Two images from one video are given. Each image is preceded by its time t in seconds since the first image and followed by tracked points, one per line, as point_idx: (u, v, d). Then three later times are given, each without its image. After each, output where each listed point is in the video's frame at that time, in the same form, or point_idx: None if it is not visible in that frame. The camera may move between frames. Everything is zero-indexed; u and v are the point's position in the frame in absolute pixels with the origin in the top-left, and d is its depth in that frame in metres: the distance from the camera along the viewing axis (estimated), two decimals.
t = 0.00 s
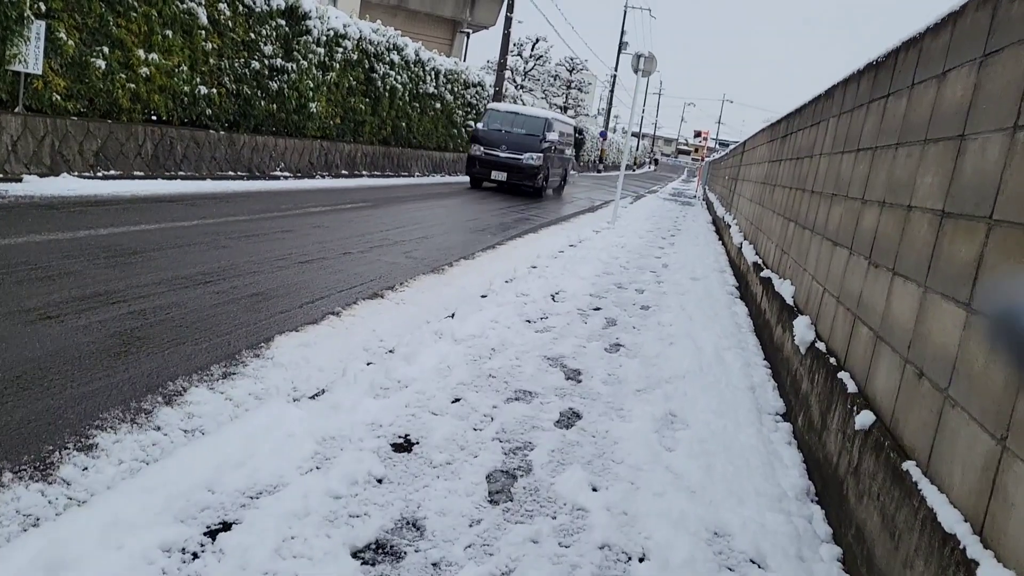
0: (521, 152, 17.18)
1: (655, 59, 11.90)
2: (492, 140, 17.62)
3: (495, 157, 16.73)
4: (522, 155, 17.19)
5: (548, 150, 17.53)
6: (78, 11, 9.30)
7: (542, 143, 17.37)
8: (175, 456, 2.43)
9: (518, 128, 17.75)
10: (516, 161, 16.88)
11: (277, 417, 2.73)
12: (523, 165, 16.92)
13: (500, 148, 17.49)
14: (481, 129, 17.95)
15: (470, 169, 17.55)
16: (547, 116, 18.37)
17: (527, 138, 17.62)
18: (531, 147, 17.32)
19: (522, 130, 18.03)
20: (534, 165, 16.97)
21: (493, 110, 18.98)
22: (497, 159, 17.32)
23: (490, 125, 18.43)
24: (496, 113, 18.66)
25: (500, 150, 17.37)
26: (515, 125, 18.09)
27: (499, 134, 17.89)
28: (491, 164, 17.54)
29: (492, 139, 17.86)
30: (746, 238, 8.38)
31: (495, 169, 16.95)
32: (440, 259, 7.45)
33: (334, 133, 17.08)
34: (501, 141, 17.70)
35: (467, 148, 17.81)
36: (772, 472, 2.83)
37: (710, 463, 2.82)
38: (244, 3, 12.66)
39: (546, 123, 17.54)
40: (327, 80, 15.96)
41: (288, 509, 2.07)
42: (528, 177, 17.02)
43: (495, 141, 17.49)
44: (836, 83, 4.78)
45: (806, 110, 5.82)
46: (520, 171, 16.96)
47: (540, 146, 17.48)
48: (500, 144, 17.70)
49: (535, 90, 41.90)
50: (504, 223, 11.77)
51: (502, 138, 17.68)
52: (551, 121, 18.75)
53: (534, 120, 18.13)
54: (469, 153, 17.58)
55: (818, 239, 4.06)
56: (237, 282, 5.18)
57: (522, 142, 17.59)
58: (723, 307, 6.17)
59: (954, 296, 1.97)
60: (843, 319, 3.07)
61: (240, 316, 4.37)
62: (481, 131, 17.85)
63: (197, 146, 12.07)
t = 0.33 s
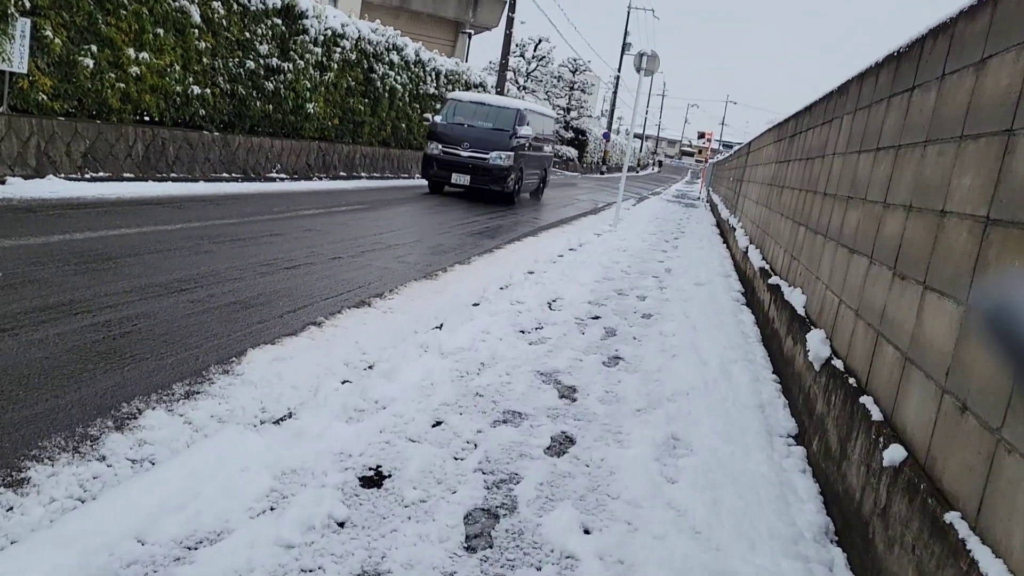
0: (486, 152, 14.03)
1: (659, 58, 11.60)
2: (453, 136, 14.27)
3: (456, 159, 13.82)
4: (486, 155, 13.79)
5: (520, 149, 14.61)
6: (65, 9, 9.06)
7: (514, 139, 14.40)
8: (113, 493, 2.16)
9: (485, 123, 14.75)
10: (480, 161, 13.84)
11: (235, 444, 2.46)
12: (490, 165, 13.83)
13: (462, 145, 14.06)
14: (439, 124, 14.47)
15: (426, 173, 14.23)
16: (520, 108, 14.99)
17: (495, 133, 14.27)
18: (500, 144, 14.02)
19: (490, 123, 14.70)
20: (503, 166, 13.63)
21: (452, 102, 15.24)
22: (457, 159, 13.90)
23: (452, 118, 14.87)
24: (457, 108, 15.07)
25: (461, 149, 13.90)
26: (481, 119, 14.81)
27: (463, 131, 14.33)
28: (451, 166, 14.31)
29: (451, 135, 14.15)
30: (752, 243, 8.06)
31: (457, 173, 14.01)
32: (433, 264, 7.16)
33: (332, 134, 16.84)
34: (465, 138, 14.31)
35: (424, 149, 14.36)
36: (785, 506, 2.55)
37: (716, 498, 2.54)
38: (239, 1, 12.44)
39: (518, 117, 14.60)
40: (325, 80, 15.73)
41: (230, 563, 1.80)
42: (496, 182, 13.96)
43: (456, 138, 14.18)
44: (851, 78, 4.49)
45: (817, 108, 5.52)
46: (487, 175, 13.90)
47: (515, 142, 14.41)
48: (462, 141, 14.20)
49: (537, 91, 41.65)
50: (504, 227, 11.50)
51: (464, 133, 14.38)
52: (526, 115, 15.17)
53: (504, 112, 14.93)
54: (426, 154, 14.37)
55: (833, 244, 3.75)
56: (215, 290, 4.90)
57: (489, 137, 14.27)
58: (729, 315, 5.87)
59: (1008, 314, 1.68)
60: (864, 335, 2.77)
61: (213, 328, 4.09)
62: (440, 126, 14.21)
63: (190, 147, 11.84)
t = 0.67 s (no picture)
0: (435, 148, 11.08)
1: (663, 57, 11.32)
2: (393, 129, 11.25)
3: (398, 157, 11.03)
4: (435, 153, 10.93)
5: (483, 148, 11.96)
6: (54, 8, 8.83)
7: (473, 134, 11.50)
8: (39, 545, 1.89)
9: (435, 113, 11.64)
10: (428, 161, 11.06)
11: (187, 484, 2.18)
12: (439, 165, 11.01)
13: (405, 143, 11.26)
14: (377, 113, 11.49)
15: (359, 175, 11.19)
16: (481, 93, 12.19)
17: (446, 125, 11.38)
18: (452, 138, 11.17)
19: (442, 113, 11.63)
20: (456, 167, 11.01)
21: (397, 86, 12.19)
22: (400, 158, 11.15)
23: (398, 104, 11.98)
24: (404, 92, 12.14)
25: (403, 144, 11.02)
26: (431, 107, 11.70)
27: (409, 122, 11.38)
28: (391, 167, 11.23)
29: (392, 127, 11.22)
30: (761, 249, 7.74)
31: (398, 175, 11.09)
32: (428, 271, 6.87)
33: (331, 136, 16.62)
34: (408, 131, 11.29)
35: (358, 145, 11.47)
36: (808, 553, 2.26)
37: (729, 544, 2.25)
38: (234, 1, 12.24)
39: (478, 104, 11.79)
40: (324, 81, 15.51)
41: None
42: (448, 187, 11.14)
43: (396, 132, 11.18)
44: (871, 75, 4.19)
45: (831, 106, 5.22)
46: (436, 177, 11.02)
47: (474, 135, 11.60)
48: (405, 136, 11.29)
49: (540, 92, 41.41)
50: (504, 231, 11.24)
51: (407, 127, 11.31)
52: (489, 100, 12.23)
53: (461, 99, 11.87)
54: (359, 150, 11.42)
55: (853, 253, 3.46)
56: (194, 300, 4.62)
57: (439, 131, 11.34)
58: (738, 325, 5.58)
59: None
60: (895, 357, 2.48)
61: (186, 343, 3.82)
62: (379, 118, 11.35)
63: (183, 149, 11.64)
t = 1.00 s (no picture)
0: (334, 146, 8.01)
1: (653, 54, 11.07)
2: (279, 118, 8.14)
3: (285, 158, 7.98)
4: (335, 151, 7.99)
5: (411, 147, 9.15)
6: (21, 10, 8.57)
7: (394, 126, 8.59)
8: None
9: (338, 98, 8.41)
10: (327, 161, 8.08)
11: (98, 542, 1.91)
12: (340, 168, 7.96)
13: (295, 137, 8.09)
14: (261, 99, 8.40)
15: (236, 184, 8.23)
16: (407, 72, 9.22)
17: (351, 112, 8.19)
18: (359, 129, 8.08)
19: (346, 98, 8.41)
20: (365, 170, 8.05)
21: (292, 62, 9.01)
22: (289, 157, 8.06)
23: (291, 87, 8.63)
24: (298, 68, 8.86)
25: (291, 139, 7.99)
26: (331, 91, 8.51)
27: (301, 107, 8.21)
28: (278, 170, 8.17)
29: (277, 115, 8.14)
30: (756, 250, 7.46)
31: (284, 181, 8.01)
32: (408, 279, 6.59)
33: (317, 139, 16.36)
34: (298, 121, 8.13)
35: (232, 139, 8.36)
36: None
37: None
38: (213, 2, 11.98)
39: (399, 84, 8.80)
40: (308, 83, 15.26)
41: None
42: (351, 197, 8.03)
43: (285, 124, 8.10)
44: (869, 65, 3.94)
45: (826, 100, 4.96)
46: (338, 185, 8.00)
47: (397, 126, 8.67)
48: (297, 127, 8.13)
49: (533, 93, 41.17)
50: (493, 234, 10.97)
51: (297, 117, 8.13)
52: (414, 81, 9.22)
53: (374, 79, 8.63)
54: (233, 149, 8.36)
55: (854, 257, 3.19)
56: (151, 317, 4.35)
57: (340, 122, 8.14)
58: (733, 331, 5.32)
59: None
60: (904, 377, 2.22)
61: (134, 366, 3.55)
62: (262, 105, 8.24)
63: (162, 155, 11.38)
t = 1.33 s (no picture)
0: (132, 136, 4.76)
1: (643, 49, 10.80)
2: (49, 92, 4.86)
3: (50, 160, 4.75)
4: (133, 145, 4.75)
5: (284, 144, 6.01)
6: None
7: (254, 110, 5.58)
8: None
9: (150, 66, 5.18)
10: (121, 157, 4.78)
11: None
12: (142, 173, 4.75)
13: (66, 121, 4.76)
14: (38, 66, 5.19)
15: None
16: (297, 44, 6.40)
17: (167, 89, 4.98)
18: (175, 112, 4.88)
19: (162, 68, 5.17)
20: (180, 177, 4.85)
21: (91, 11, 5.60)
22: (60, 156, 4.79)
23: (76, 50, 5.26)
24: (100, 22, 5.51)
25: (61, 125, 4.73)
26: (142, 54, 5.26)
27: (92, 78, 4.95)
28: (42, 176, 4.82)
29: (45, 87, 4.88)
30: (751, 249, 7.19)
31: (51, 194, 4.80)
32: (389, 285, 6.30)
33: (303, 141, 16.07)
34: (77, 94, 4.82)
35: None
36: None
37: None
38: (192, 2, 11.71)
39: (282, 55, 6.06)
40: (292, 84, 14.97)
41: None
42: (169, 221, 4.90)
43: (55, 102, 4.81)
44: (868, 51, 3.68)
45: (823, 90, 4.69)
46: (135, 200, 4.79)
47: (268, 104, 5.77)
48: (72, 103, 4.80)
49: (525, 92, 40.91)
50: (481, 236, 10.70)
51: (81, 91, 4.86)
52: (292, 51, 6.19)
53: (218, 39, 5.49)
54: None
55: (858, 259, 2.92)
56: (105, 332, 4.07)
57: (143, 101, 4.86)
58: (728, 336, 5.05)
59: None
60: (923, 397, 1.96)
61: (77, 389, 3.27)
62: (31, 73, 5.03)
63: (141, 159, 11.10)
